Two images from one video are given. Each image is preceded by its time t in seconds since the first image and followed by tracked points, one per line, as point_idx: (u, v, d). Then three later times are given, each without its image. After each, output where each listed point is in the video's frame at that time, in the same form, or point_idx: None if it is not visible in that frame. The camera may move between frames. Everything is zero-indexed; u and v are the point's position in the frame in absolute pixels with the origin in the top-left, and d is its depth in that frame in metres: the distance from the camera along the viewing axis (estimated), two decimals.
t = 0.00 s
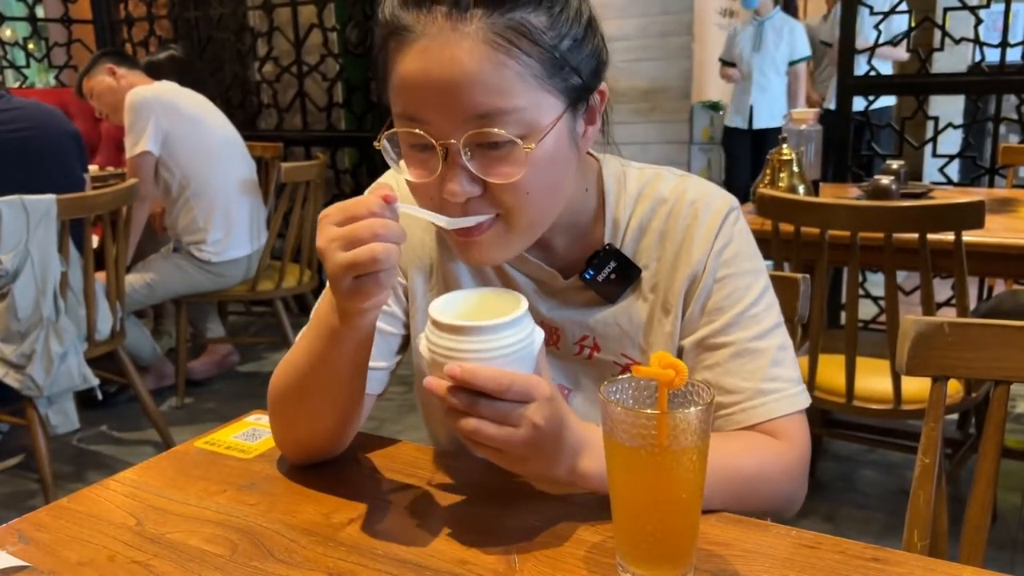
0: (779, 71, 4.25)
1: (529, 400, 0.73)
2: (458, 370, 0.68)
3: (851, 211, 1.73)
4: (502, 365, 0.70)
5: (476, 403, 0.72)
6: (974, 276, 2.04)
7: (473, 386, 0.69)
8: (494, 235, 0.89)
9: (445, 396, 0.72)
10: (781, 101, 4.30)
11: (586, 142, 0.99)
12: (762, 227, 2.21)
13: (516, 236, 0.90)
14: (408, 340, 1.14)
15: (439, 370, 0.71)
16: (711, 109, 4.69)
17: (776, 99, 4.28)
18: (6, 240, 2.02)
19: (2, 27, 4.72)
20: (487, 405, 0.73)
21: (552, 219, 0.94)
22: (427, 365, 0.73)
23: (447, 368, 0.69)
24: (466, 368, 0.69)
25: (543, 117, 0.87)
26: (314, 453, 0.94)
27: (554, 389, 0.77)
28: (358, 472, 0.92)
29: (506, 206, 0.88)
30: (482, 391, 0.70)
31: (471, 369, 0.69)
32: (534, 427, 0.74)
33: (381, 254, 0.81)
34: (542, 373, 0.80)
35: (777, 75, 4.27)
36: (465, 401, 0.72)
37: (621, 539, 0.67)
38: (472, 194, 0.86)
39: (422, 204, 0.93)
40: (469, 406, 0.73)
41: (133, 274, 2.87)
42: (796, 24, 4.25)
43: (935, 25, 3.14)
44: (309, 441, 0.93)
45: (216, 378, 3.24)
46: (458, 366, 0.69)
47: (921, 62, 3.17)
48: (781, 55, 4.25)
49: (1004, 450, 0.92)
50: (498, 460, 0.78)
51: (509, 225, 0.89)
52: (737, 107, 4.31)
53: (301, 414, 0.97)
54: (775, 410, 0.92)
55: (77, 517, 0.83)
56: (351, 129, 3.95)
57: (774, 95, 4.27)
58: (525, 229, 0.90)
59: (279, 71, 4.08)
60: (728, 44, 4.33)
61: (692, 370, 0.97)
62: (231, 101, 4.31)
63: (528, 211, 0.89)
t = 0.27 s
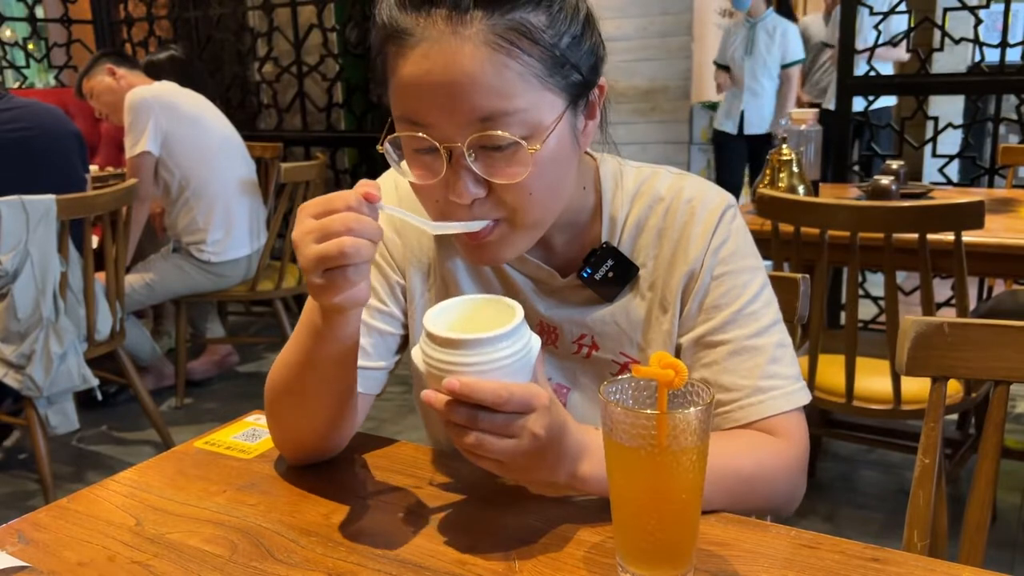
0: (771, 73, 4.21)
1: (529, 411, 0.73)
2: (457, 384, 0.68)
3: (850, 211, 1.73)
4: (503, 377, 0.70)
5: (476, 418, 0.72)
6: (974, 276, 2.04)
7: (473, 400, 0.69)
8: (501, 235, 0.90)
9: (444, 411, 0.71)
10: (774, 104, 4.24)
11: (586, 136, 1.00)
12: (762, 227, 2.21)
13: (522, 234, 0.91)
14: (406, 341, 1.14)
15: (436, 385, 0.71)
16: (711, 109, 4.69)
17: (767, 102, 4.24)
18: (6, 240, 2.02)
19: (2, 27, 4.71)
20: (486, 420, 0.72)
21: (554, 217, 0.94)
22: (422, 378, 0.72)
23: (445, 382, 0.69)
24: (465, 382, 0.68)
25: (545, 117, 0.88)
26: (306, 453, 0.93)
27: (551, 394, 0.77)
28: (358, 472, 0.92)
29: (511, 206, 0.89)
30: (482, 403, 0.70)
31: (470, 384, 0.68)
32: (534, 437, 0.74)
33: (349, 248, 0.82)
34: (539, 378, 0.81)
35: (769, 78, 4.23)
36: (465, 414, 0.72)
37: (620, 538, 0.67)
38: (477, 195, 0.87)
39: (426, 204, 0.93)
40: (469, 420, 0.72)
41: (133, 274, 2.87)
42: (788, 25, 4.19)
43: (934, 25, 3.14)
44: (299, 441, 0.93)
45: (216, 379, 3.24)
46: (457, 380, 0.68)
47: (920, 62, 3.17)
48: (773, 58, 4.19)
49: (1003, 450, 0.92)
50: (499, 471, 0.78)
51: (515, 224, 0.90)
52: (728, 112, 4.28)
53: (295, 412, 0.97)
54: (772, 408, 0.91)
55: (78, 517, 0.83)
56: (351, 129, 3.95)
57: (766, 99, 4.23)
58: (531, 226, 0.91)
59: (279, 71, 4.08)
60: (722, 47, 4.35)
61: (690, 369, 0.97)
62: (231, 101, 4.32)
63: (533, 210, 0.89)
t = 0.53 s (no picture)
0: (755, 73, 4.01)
1: (532, 417, 0.74)
2: (460, 394, 0.68)
3: (850, 211, 1.73)
4: (507, 384, 0.70)
5: (481, 428, 0.72)
6: (974, 276, 2.04)
7: (478, 408, 0.69)
8: (508, 228, 0.92)
9: (445, 421, 0.71)
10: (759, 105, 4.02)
11: (589, 129, 1.00)
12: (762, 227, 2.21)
13: (529, 227, 0.92)
14: (405, 338, 1.14)
15: (435, 396, 0.70)
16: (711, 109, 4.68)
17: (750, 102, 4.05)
18: (6, 240, 2.02)
19: (2, 27, 4.71)
20: (491, 429, 0.73)
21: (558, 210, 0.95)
22: (421, 389, 0.71)
23: (448, 392, 0.68)
24: (468, 391, 0.68)
25: (554, 115, 0.88)
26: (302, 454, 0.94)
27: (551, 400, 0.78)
28: (359, 472, 0.92)
29: (519, 202, 0.90)
30: (488, 412, 0.70)
31: (475, 392, 0.68)
32: (538, 443, 0.75)
33: (286, 225, 0.81)
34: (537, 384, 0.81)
35: (753, 80, 4.01)
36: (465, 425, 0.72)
37: (620, 537, 0.67)
38: (486, 193, 0.88)
39: (432, 200, 0.93)
40: (474, 430, 0.72)
41: (133, 274, 2.87)
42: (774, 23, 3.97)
43: (934, 25, 3.13)
44: (294, 441, 0.93)
45: (216, 378, 3.24)
46: (459, 389, 0.68)
47: (920, 62, 3.17)
48: (756, 56, 3.96)
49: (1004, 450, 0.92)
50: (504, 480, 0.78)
51: (524, 219, 0.92)
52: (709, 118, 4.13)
53: (291, 408, 0.96)
54: (770, 405, 0.91)
55: (78, 517, 0.83)
56: (351, 129, 3.95)
57: (750, 100, 4.01)
58: (537, 219, 0.92)
59: (279, 71, 4.08)
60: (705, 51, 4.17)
61: (688, 366, 0.97)
62: (231, 101, 4.32)
63: (541, 206, 0.91)
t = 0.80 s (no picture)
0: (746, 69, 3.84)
1: (540, 419, 0.74)
2: (470, 395, 0.68)
3: (850, 211, 1.74)
4: (513, 385, 0.70)
5: (492, 428, 0.72)
6: (974, 276, 2.04)
7: (489, 410, 0.69)
8: (512, 224, 0.92)
9: (454, 425, 0.71)
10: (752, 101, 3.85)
11: (591, 125, 1.00)
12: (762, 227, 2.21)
13: (531, 223, 0.93)
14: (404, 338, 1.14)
15: (442, 400, 0.70)
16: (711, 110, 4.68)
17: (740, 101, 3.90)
18: (6, 240, 2.02)
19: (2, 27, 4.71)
20: (502, 431, 0.73)
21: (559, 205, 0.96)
22: (427, 395, 0.71)
23: (457, 395, 0.68)
24: (478, 393, 0.68)
25: (559, 109, 0.88)
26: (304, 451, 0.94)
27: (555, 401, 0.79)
28: (359, 472, 0.92)
29: (524, 196, 0.90)
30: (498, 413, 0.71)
31: (485, 393, 0.68)
32: (544, 445, 0.76)
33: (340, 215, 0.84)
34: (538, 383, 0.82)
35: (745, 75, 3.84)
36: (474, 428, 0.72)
37: (621, 537, 0.67)
38: (492, 186, 0.88)
39: (436, 194, 0.93)
40: (484, 436, 0.72)
41: (133, 274, 2.87)
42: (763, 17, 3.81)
43: (935, 25, 3.13)
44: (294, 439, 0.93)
45: (216, 378, 3.24)
46: (469, 391, 0.68)
47: (920, 62, 3.17)
48: (749, 52, 3.79)
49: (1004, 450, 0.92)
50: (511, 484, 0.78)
51: (525, 214, 0.92)
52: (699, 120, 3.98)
53: (294, 407, 0.96)
54: (767, 404, 0.91)
55: (78, 517, 0.83)
56: (351, 129, 3.95)
57: (744, 99, 3.83)
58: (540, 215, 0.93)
59: (279, 71, 4.08)
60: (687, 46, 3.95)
61: (687, 365, 0.97)
62: (231, 101, 4.32)
63: (542, 201, 0.91)
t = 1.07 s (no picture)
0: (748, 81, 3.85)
1: (544, 426, 0.75)
2: (475, 405, 0.67)
3: (850, 211, 1.74)
4: (517, 392, 0.70)
5: (496, 437, 0.72)
6: (974, 276, 2.04)
7: (494, 418, 0.69)
8: (518, 214, 0.91)
9: (460, 434, 0.71)
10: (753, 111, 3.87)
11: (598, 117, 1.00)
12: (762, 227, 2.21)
13: (538, 215, 0.92)
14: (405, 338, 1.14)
15: (446, 409, 0.69)
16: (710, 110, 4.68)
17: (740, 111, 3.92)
18: (5, 240, 2.02)
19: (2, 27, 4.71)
20: (507, 440, 0.73)
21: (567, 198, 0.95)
22: (429, 404, 0.70)
23: (462, 404, 0.68)
24: (484, 402, 0.68)
25: (570, 97, 0.88)
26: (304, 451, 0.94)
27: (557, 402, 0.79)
28: (359, 472, 0.92)
29: (532, 185, 0.89)
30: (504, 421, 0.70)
31: (490, 401, 0.68)
32: (548, 450, 0.77)
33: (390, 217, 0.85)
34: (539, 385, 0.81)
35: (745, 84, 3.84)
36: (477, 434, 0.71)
37: (620, 537, 0.67)
38: (501, 174, 0.87)
39: (443, 183, 0.92)
40: (489, 444, 0.73)
41: (133, 274, 2.86)
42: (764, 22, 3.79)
43: (935, 25, 3.13)
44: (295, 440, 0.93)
45: (216, 379, 3.24)
46: (474, 400, 0.68)
47: (920, 62, 3.17)
48: (751, 57, 3.77)
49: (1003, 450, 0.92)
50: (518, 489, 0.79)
51: (532, 205, 0.91)
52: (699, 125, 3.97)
53: (296, 407, 0.96)
54: (766, 403, 0.91)
55: (78, 517, 0.83)
56: (351, 129, 3.95)
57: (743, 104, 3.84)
58: (546, 207, 0.92)
59: (279, 71, 4.08)
60: (688, 49, 3.96)
61: (687, 365, 0.97)
62: (231, 101, 4.32)
63: (549, 191, 0.90)
